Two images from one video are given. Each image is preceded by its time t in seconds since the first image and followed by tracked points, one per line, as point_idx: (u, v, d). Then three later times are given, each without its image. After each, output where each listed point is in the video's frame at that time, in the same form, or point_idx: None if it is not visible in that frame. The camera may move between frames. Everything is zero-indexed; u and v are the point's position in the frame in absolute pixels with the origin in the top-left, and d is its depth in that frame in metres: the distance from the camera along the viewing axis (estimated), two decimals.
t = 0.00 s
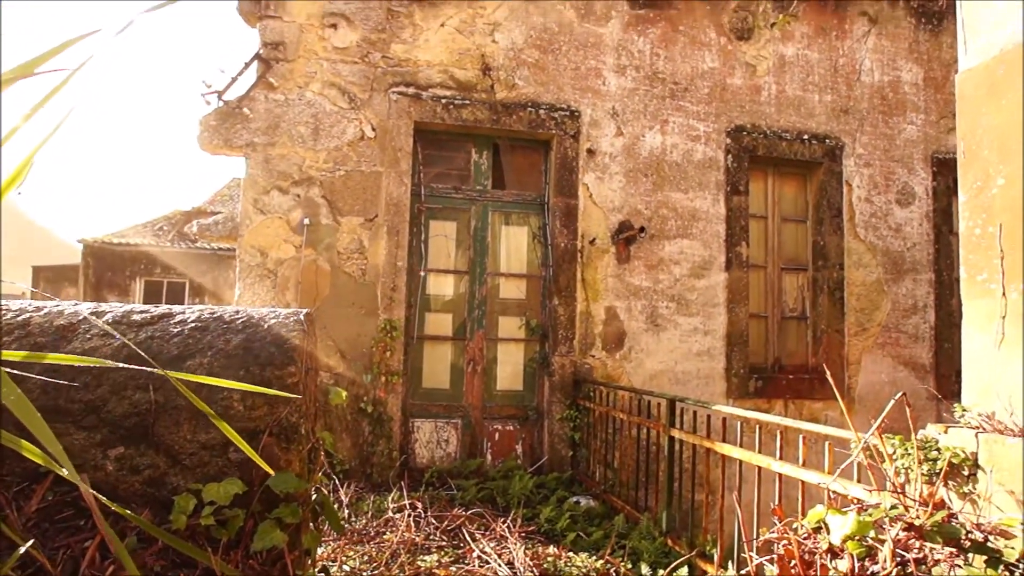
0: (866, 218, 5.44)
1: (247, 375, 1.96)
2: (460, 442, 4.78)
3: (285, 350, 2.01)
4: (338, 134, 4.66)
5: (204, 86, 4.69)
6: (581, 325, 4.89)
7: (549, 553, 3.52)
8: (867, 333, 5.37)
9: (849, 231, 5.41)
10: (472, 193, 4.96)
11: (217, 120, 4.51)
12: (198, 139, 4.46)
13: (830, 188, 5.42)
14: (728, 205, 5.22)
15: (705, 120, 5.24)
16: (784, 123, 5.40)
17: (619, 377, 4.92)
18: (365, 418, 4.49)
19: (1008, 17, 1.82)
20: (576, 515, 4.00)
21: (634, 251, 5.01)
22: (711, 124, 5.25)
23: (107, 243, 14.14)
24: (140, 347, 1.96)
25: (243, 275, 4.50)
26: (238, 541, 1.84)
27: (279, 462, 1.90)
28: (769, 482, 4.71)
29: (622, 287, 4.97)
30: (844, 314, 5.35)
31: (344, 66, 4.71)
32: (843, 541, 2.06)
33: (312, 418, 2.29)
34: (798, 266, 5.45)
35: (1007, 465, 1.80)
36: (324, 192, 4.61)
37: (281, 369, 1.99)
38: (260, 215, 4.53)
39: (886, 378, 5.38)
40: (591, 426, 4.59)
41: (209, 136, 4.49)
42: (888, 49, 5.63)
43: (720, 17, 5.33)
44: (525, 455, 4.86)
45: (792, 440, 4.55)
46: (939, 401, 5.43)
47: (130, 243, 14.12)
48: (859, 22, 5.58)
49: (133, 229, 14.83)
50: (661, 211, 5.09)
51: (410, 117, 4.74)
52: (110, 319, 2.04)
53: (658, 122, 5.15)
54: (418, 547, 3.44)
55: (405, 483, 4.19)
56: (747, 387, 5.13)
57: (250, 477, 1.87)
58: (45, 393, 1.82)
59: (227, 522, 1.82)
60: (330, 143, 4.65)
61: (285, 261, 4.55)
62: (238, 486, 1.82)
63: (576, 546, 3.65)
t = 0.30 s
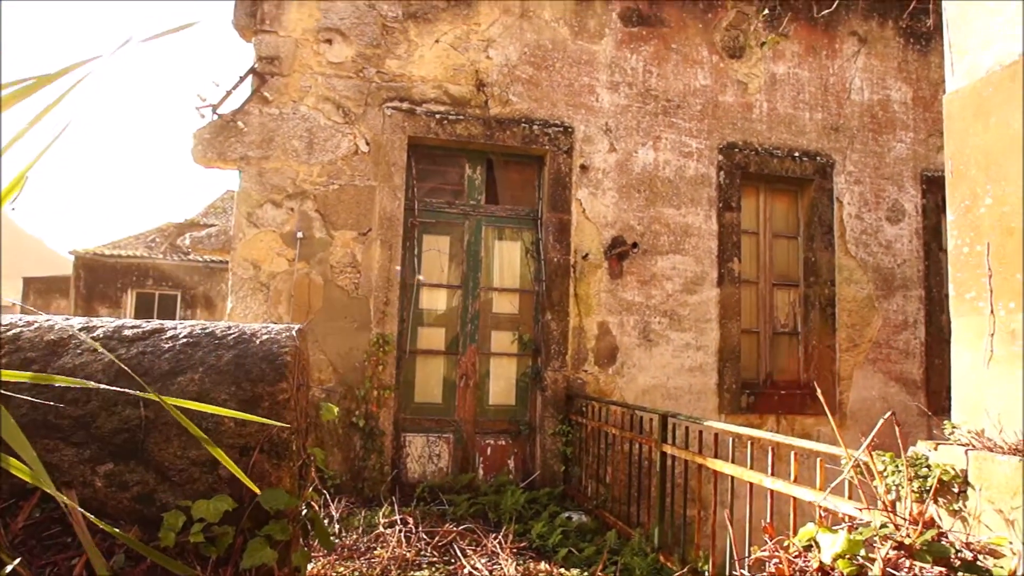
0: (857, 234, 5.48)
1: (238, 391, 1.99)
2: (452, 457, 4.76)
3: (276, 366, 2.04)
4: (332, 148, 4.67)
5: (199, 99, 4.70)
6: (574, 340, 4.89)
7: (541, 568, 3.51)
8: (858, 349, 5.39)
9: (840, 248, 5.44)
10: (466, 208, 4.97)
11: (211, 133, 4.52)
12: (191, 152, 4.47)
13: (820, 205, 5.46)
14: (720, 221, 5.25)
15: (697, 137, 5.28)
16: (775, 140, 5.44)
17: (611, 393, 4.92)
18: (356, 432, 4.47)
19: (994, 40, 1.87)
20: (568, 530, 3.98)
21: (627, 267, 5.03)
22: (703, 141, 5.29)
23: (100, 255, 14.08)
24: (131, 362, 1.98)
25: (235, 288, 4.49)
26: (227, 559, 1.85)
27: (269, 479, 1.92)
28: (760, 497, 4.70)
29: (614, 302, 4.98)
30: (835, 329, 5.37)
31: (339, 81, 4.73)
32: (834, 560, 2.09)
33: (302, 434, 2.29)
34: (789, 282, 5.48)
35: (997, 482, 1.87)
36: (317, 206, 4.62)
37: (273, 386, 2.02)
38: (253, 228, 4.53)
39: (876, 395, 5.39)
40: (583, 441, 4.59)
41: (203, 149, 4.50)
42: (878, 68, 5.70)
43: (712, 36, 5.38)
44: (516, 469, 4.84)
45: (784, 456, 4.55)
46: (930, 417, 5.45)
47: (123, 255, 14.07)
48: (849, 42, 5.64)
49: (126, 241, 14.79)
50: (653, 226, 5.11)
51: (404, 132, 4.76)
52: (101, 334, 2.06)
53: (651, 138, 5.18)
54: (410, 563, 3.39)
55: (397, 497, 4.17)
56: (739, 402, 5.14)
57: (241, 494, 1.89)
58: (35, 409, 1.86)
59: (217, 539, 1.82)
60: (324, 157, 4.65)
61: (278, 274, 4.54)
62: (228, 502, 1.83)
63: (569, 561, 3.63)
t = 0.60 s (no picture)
0: (849, 245, 5.52)
1: (231, 405, 1.99)
2: (446, 468, 4.74)
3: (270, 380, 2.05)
4: (327, 159, 4.69)
5: (194, 110, 4.71)
6: (568, 351, 4.89)
7: None
8: (852, 359, 5.40)
9: (832, 259, 5.47)
10: (460, 219, 4.98)
11: (207, 144, 4.53)
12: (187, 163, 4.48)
13: (813, 216, 5.50)
14: (714, 232, 5.27)
15: (691, 149, 5.32)
16: (768, 152, 5.49)
17: (606, 404, 4.91)
18: (350, 444, 4.44)
19: (979, 55, 1.91)
20: (563, 543, 3.96)
21: (621, 277, 5.04)
22: (697, 152, 5.33)
23: (93, 265, 14.04)
24: (123, 375, 1.98)
25: (229, 298, 4.47)
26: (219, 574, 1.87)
27: (262, 493, 1.95)
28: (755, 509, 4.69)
29: (609, 313, 4.99)
30: (829, 340, 5.39)
31: (334, 93, 4.76)
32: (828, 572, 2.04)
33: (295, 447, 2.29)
34: (782, 293, 5.50)
35: (989, 493, 1.88)
36: (312, 217, 4.62)
37: (266, 399, 2.03)
38: (248, 238, 4.53)
39: (870, 405, 5.40)
40: (578, 452, 4.57)
41: (198, 159, 4.51)
42: (868, 82, 5.76)
43: (704, 49, 5.44)
44: (511, 480, 4.82)
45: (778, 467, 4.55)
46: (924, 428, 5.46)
47: (116, 265, 14.03)
48: (839, 55, 5.72)
49: (119, 251, 14.78)
50: (647, 237, 5.13)
51: (399, 143, 4.78)
52: (93, 347, 2.05)
53: (645, 150, 5.22)
54: None
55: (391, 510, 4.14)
56: (734, 413, 5.14)
57: (232, 508, 1.91)
58: (26, 423, 1.86)
59: (208, 555, 1.85)
60: (319, 168, 4.67)
61: (272, 285, 4.53)
62: (220, 517, 1.86)
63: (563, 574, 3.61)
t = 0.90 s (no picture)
0: (841, 262, 5.54)
1: (222, 419, 2.00)
2: (437, 483, 4.71)
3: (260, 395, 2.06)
4: (322, 173, 4.70)
5: (189, 122, 4.73)
6: (561, 366, 4.89)
7: None
8: (844, 376, 5.41)
9: (824, 276, 5.49)
10: (453, 234, 4.99)
11: (201, 156, 4.54)
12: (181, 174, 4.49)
13: (805, 233, 5.52)
14: (706, 249, 5.29)
15: (683, 165, 5.35)
16: (760, 169, 5.52)
17: (598, 420, 4.90)
18: (341, 458, 4.42)
19: (967, 80, 1.97)
20: (554, 559, 3.93)
21: (613, 293, 5.05)
22: (689, 169, 5.36)
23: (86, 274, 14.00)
24: (114, 389, 1.99)
25: (221, 310, 4.46)
26: None
27: (250, 509, 1.96)
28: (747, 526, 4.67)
29: (601, 328, 4.99)
30: (821, 357, 5.39)
31: (329, 106, 4.78)
32: None
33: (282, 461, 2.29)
34: (775, 309, 5.50)
35: (980, 514, 1.89)
36: (305, 230, 4.63)
37: (257, 415, 2.04)
38: (241, 250, 4.53)
39: (862, 423, 5.40)
40: (569, 468, 4.55)
41: (193, 171, 4.52)
42: (859, 101, 5.81)
43: (697, 67, 5.49)
44: (502, 496, 4.79)
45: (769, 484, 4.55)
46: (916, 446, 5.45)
47: (110, 275, 13.99)
48: (830, 75, 5.77)
49: (113, 261, 14.76)
50: (640, 253, 5.15)
51: (393, 157, 4.80)
52: (84, 360, 2.06)
53: (638, 166, 5.25)
54: None
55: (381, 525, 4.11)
56: (726, 429, 5.13)
57: (221, 524, 1.92)
58: (15, 435, 1.85)
59: (197, 570, 1.85)
60: (313, 181, 4.68)
61: (265, 297, 4.53)
62: (208, 532, 1.86)
63: None
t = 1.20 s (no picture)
0: (835, 275, 5.57)
1: (216, 433, 2.00)
2: (432, 495, 4.69)
3: (255, 408, 2.06)
4: (319, 184, 4.71)
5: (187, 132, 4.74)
6: (556, 378, 4.89)
7: None
8: (839, 388, 5.42)
9: (818, 288, 5.52)
10: (449, 245, 5.00)
11: (198, 166, 4.54)
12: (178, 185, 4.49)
13: (799, 245, 5.54)
14: (701, 261, 5.31)
15: (679, 178, 5.38)
16: (754, 182, 5.56)
17: (593, 431, 4.90)
18: (335, 469, 4.39)
19: (957, 96, 2.05)
20: (550, 572, 3.91)
21: (609, 305, 5.06)
22: (685, 182, 5.39)
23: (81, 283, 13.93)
24: (108, 402, 1.98)
25: (216, 321, 4.45)
26: None
27: (244, 523, 1.97)
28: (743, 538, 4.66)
29: (597, 339, 5.00)
30: (815, 369, 5.41)
31: (327, 118, 4.80)
32: None
33: (278, 475, 2.28)
34: (769, 321, 5.51)
35: (973, 527, 1.88)
36: (302, 240, 4.63)
37: (251, 428, 2.04)
38: (236, 261, 4.53)
39: (857, 435, 5.40)
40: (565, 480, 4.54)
41: (189, 181, 4.52)
42: (852, 115, 5.87)
43: (692, 81, 5.53)
44: (497, 508, 4.77)
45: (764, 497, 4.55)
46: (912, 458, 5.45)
47: (104, 284, 13.93)
48: (824, 89, 5.83)
49: (108, 270, 14.72)
50: (636, 265, 5.16)
51: (390, 169, 4.81)
52: (78, 373, 2.05)
53: (633, 179, 5.28)
54: None
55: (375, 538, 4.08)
56: (721, 441, 5.13)
57: (214, 538, 1.93)
58: (5, 448, 1.84)
59: None
60: (310, 192, 4.69)
61: (261, 308, 4.52)
62: (201, 548, 1.88)
63: None
